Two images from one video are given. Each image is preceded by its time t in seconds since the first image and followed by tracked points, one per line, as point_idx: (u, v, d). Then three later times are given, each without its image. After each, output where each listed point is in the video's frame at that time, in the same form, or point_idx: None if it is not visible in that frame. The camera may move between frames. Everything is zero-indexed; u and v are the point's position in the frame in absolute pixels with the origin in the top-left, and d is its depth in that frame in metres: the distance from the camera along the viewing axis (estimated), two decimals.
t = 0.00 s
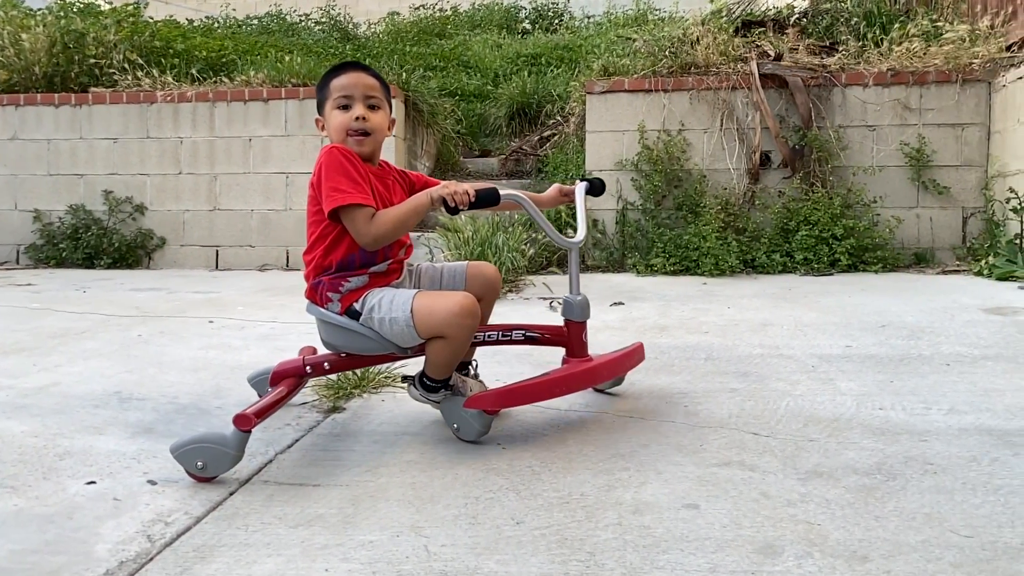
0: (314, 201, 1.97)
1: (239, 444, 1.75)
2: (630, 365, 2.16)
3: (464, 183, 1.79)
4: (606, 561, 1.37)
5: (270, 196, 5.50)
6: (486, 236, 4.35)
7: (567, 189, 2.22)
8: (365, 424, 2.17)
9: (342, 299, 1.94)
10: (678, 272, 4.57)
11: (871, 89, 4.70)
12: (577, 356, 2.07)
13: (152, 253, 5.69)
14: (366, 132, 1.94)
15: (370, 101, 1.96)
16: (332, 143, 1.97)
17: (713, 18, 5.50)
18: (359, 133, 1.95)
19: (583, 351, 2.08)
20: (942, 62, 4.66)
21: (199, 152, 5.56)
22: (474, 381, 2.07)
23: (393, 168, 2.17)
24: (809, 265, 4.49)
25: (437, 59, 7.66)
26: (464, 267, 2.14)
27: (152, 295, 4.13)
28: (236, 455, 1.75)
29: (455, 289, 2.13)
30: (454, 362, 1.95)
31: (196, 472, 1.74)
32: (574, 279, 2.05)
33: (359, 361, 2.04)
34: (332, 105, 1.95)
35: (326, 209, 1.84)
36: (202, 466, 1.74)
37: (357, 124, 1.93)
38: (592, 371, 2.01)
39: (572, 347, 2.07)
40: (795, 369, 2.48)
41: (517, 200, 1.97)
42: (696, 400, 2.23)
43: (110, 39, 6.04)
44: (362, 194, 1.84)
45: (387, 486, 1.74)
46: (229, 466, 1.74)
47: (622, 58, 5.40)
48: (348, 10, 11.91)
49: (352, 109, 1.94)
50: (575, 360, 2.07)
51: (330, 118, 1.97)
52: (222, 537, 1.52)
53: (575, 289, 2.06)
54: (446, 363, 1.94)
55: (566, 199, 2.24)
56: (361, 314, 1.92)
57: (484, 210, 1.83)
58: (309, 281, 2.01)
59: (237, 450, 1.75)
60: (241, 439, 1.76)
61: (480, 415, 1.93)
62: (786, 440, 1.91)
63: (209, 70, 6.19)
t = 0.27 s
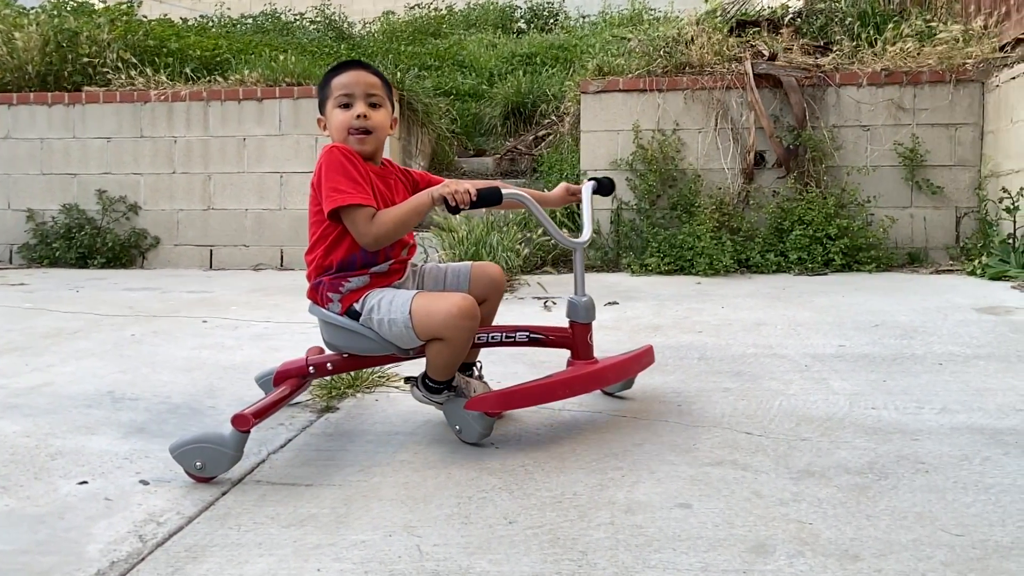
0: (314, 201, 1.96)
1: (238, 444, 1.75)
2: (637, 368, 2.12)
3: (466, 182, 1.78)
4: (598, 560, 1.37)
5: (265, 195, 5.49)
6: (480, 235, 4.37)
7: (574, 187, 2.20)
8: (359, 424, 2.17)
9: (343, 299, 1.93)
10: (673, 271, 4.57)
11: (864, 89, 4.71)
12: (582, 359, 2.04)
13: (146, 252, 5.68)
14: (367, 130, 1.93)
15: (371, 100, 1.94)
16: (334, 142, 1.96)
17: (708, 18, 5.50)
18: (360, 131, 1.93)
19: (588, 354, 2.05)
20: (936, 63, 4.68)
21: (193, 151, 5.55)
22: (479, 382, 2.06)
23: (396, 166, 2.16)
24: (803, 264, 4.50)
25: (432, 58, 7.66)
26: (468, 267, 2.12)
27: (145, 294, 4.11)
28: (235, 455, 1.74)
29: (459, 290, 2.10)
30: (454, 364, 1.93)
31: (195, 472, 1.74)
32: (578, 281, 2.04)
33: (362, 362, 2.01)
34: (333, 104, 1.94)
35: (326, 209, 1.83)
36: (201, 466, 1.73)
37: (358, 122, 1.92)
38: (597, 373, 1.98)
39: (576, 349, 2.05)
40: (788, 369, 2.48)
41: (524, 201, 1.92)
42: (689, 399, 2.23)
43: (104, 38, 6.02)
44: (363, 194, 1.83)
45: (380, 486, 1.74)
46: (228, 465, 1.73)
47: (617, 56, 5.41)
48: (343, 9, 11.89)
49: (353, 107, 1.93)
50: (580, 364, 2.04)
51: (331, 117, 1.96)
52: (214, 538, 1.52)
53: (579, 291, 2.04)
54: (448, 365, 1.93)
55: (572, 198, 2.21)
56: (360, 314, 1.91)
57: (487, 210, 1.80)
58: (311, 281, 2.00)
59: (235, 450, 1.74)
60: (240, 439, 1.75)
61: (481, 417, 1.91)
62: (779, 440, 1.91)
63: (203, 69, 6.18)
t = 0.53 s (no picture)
0: (319, 199, 1.96)
1: (239, 441, 1.75)
2: (648, 369, 2.08)
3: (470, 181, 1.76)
4: (593, 557, 1.37)
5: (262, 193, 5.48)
6: (477, 233, 4.38)
7: (582, 186, 2.18)
8: (355, 421, 2.17)
9: (346, 297, 1.92)
10: (669, 270, 4.57)
11: (861, 88, 4.71)
12: (589, 360, 2.01)
13: (143, 249, 5.67)
14: (371, 126, 1.92)
15: (375, 96, 1.94)
16: (338, 139, 1.95)
17: (706, 16, 5.49)
18: (364, 127, 1.92)
19: (595, 355, 2.02)
20: (933, 62, 4.68)
21: (190, 148, 5.54)
22: (485, 381, 2.06)
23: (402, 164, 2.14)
24: (800, 263, 4.51)
25: (430, 56, 7.65)
26: (475, 266, 2.11)
27: (142, 291, 4.11)
28: (236, 453, 1.74)
29: (465, 289, 2.10)
30: (457, 364, 1.91)
31: (196, 470, 1.74)
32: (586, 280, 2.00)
33: (367, 360, 1.98)
34: (338, 101, 1.94)
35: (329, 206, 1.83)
36: (201, 464, 1.73)
37: (362, 118, 1.91)
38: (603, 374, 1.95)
39: (584, 349, 2.02)
40: (784, 367, 2.49)
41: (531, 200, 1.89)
42: (685, 397, 2.24)
43: (100, 34, 6.00)
44: (365, 191, 1.83)
45: (375, 483, 1.74)
46: (229, 464, 1.74)
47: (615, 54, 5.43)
48: (341, 6, 11.87)
49: (357, 103, 1.92)
50: (587, 364, 2.01)
51: (336, 113, 1.96)
52: (209, 534, 1.52)
53: (587, 290, 2.00)
54: (452, 364, 1.91)
55: (581, 196, 2.19)
56: (363, 313, 1.89)
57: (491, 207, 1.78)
58: (315, 279, 2.00)
59: (236, 448, 1.74)
60: (241, 437, 1.76)
61: (485, 417, 1.90)
62: (773, 437, 1.91)
63: (200, 66, 6.17)
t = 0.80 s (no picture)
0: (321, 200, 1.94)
1: (239, 442, 1.74)
2: (655, 374, 2.03)
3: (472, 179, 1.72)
4: (586, 558, 1.37)
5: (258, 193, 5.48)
6: (474, 233, 4.39)
7: (590, 186, 2.13)
8: (350, 421, 2.17)
9: (348, 298, 1.89)
10: (665, 270, 4.57)
11: (858, 89, 4.72)
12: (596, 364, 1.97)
13: (139, 249, 5.67)
14: (373, 125, 1.90)
15: (377, 95, 1.92)
16: (341, 139, 1.94)
17: (703, 17, 5.47)
18: (366, 127, 1.91)
19: (602, 359, 1.98)
20: (929, 63, 4.69)
21: (186, 147, 5.53)
22: (491, 382, 2.04)
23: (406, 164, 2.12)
24: (796, 263, 4.51)
25: (427, 56, 7.64)
26: (479, 268, 2.07)
27: (137, 291, 4.10)
28: (235, 454, 1.74)
29: (470, 290, 2.05)
30: (462, 366, 1.87)
31: (197, 470, 1.74)
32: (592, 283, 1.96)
33: (371, 362, 1.97)
34: (340, 101, 1.93)
35: (331, 207, 1.82)
36: (202, 464, 1.73)
37: (364, 117, 1.90)
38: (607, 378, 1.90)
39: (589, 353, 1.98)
40: (779, 367, 2.49)
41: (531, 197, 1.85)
42: (680, 397, 2.24)
43: (96, 33, 5.99)
44: (365, 192, 1.81)
45: (369, 483, 1.74)
46: (229, 464, 1.73)
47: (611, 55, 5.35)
48: (338, 6, 11.86)
49: (358, 103, 1.91)
50: (594, 368, 1.97)
51: (338, 114, 1.94)
52: (202, 534, 1.52)
53: (593, 293, 1.96)
54: (457, 367, 1.87)
55: (589, 195, 2.14)
56: (364, 314, 1.86)
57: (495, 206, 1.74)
58: (318, 280, 1.98)
59: (236, 449, 1.74)
60: (240, 438, 1.75)
61: (487, 421, 1.87)
62: (767, 437, 1.91)
63: (196, 65, 6.16)
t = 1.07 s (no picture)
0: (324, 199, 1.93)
1: (239, 442, 1.74)
2: (666, 377, 1.96)
3: (475, 178, 1.68)
4: (579, 556, 1.38)
5: (255, 192, 5.48)
6: (470, 233, 4.40)
7: (598, 183, 2.10)
8: (345, 420, 2.17)
9: (350, 298, 1.88)
10: (662, 269, 4.57)
11: (854, 88, 4.72)
12: (602, 365, 1.91)
13: (135, 248, 5.66)
14: (376, 124, 1.89)
15: (379, 93, 1.90)
16: (343, 138, 1.93)
17: (699, 16, 5.48)
18: (369, 126, 1.89)
19: (608, 360, 1.91)
20: (925, 62, 4.69)
21: (183, 146, 5.52)
22: (496, 386, 2.02)
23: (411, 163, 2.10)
24: (792, 262, 4.52)
25: (424, 55, 7.64)
26: (485, 267, 2.02)
27: (133, 290, 4.10)
28: (236, 453, 1.74)
29: (474, 290, 2.01)
30: (465, 367, 1.84)
31: (197, 469, 1.74)
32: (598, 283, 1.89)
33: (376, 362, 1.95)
34: (342, 100, 1.91)
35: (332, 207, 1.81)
36: (202, 464, 1.73)
37: (366, 116, 1.88)
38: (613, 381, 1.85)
39: (595, 355, 1.91)
40: (774, 366, 2.49)
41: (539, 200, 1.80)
42: (675, 396, 2.24)
43: (93, 32, 5.98)
44: (367, 191, 1.79)
45: (364, 482, 1.74)
46: (230, 464, 1.74)
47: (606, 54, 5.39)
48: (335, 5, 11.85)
49: (361, 102, 1.89)
50: (600, 371, 1.91)
51: (341, 113, 1.93)
52: (197, 533, 1.52)
53: (599, 293, 1.89)
54: (461, 368, 1.84)
55: (597, 194, 2.11)
56: (366, 314, 1.84)
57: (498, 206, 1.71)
58: (321, 280, 1.97)
59: (236, 448, 1.74)
60: (241, 438, 1.75)
61: (489, 424, 1.84)
62: (762, 436, 1.92)
63: (193, 64, 6.15)
